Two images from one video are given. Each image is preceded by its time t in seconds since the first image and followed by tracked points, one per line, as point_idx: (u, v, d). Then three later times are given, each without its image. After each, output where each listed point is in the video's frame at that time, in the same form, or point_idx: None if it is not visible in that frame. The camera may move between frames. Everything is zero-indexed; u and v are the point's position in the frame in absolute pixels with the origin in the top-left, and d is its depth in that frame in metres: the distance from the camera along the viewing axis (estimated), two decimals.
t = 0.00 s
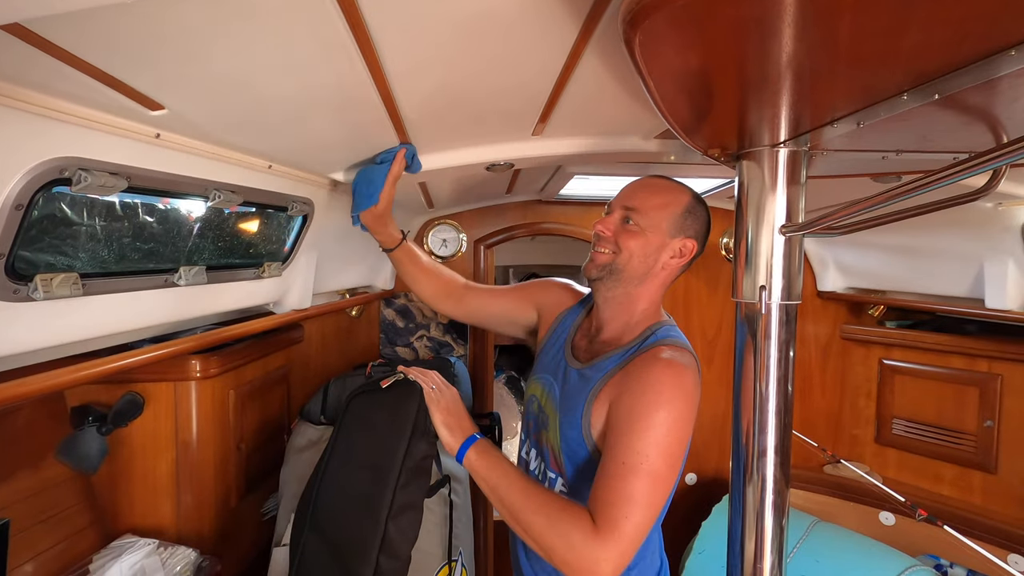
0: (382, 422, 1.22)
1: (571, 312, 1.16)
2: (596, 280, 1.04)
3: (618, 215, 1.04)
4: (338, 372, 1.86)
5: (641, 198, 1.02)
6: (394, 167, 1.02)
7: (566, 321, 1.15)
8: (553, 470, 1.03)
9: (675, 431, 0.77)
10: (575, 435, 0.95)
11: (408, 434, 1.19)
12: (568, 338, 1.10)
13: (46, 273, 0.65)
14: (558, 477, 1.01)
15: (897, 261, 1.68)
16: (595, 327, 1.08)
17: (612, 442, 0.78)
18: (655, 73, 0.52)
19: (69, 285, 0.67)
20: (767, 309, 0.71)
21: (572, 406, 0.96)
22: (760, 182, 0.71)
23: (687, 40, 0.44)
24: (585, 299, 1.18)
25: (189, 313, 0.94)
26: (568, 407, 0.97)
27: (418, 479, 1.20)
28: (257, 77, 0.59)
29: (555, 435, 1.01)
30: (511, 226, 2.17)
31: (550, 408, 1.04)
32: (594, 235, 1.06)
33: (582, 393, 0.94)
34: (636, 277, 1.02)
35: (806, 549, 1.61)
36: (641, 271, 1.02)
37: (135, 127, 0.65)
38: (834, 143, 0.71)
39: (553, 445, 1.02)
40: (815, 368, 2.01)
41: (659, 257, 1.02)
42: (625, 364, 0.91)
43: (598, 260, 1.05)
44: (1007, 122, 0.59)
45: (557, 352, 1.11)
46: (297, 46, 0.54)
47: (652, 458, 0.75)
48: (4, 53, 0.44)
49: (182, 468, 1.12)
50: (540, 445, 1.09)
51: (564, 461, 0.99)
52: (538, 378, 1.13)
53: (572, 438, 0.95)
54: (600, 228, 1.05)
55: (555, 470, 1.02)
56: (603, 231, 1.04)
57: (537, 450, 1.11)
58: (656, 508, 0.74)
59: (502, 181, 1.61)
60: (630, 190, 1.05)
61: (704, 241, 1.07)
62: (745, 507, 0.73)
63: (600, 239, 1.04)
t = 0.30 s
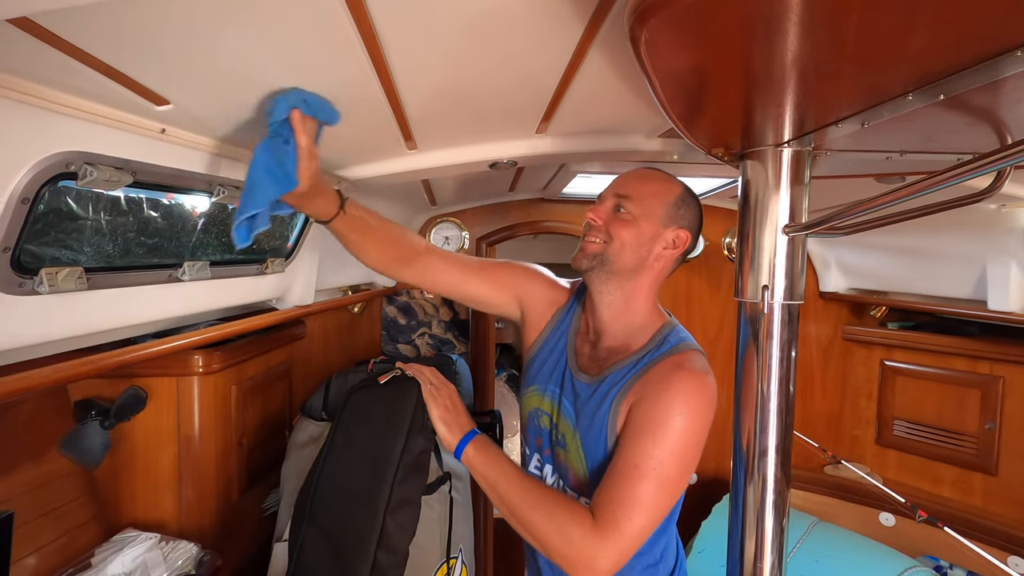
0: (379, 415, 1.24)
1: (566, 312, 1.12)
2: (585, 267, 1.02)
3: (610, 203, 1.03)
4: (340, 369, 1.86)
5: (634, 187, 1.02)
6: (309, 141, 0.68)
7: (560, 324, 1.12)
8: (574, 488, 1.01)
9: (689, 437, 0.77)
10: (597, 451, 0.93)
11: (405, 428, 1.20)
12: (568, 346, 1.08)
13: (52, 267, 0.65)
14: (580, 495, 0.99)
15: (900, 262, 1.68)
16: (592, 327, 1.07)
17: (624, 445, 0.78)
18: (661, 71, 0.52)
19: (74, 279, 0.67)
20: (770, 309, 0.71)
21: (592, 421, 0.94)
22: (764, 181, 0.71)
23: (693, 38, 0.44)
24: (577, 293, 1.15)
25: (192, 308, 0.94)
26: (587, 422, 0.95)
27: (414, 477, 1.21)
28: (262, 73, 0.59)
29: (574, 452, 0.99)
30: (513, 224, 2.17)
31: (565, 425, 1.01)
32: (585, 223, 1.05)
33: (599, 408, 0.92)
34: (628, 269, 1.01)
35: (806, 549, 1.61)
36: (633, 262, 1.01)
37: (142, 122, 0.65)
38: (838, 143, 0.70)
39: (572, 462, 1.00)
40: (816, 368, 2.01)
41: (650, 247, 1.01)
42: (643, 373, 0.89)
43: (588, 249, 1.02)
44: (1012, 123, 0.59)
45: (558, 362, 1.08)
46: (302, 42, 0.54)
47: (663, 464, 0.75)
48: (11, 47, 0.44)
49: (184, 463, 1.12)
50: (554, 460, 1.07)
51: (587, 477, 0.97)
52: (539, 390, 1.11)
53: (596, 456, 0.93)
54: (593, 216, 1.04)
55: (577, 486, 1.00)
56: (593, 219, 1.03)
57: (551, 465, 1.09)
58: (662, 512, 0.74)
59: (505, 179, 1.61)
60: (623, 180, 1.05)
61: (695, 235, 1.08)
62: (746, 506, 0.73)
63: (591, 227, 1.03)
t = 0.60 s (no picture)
0: (379, 418, 1.23)
1: (559, 319, 1.11)
2: (559, 265, 1.04)
3: (582, 202, 1.05)
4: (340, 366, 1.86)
5: (607, 184, 1.04)
6: (163, 156, 0.61)
7: (554, 334, 1.11)
8: (579, 500, 1.00)
9: (693, 445, 0.76)
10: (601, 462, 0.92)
11: (406, 432, 1.20)
12: (564, 355, 1.07)
13: (53, 262, 0.65)
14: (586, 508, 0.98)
15: (901, 263, 1.68)
16: (586, 330, 1.07)
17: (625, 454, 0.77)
18: (663, 69, 0.52)
19: (76, 274, 0.67)
20: (771, 309, 0.71)
21: (593, 433, 0.93)
22: (765, 180, 0.71)
23: (696, 37, 0.44)
24: (568, 298, 1.14)
25: (193, 304, 0.94)
26: (588, 433, 0.94)
27: (415, 480, 1.21)
28: (263, 70, 0.59)
29: (578, 465, 0.99)
30: (514, 223, 2.17)
31: (567, 439, 1.00)
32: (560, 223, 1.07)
33: (599, 417, 0.91)
34: (604, 263, 1.01)
35: (805, 549, 1.61)
36: (608, 258, 1.01)
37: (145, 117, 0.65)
38: (840, 143, 0.70)
39: (576, 474, 1.00)
40: (817, 369, 2.01)
41: (626, 241, 1.01)
42: (640, 379, 0.88)
43: (563, 249, 1.05)
44: (1014, 124, 0.59)
45: (555, 372, 1.08)
46: (303, 38, 0.54)
47: (667, 472, 0.74)
48: (13, 40, 0.44)
49: (184, 459, 1.12)
50: (559, 472, 1.06)
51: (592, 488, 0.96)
52: (537, 401, 1.11)
53: (600, 467, 0.93)
54: (567, 215, 1.06)
55: (583, 498, 1.00)
56: (567, 219, 1.06)
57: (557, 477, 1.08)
58: (667, 520, 0.74)
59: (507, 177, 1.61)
60: (600, 180, 1.07)
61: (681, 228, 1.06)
62: (745, 505, 0.74)
63: (567, 227, 1.06)
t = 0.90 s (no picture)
0: (382, 417, 1.23)
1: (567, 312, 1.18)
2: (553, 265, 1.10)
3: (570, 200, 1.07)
4: (338, 364, 1.86)
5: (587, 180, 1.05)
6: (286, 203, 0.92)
7: (558, 325, 1.17)
8: (555, 477, 1.03)
9: (664, 433, 0.74)
10: (567, 441, 0.96)
11: (410, 431, 1.19)
12: (562, 341, 1.12)
13: (48, 262, 0.65)
14: (560, 484, 1.01)
15: (898, 258, 1.68)
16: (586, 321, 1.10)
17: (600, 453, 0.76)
18: (658, 66, 0.52)
19: (70, 273, 0.67)
20: (768, 305, 0.71)
21: (564, 413, 0.97)
22: (762, 176, 0.71)
23: (692, 33, 0.43)
24: (575, 301, 1.19)
25: (191, 303, 0.94)
26: (561, 413, 0.97)
27: (420, 478, 1.21)
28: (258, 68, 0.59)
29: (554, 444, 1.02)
30: (512, 220, 2.17)
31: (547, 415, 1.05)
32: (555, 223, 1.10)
33: (571, 396, 0.95)
34: (585, 259, 1.03)
35: (803, 544, 1.62)
36: (588, 253, 1.03)
37: (138, 116, 0.65)
38: (837, 139, 0.70)
39: (553, 453, 1.03)
40: (814, 364, 2.02)
41: (602, 234, 1.00)
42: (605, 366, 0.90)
43: (558, 247, 1.10)
44: (1010, 120, 0.59)
45: (552, 356, 1.12)
46: (298, 37, 0.54)
47: (644, 468, 0.72)
48: (5, 40, 0.44)
49: (182, 458, 1.12)
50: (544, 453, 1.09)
51: (563, 469, 0.99)
52: (536, 384, 1.15)
53: (569, 452, 0.95)
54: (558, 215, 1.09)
55: (557, 477, 1.03)
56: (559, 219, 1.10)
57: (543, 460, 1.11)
58: (650, 516, 0.72)
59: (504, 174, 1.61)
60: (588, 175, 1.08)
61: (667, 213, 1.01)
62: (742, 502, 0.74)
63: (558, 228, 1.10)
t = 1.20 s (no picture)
0: (377, 415, 1.23)
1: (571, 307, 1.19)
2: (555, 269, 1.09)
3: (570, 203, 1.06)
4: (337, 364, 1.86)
5: (583, 182, 1.03)
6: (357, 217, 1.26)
7: (560, 322, 1.18)
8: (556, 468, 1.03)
9: (662, 418, 0.75)
10: (565, 431, 0.96)
11: (403, 431, 1.19)
12: (563, 337, 1.13)
13: (45, 261, 0.64)
14: (560, 474, 1.01)
15: (896, 257, 1.68)
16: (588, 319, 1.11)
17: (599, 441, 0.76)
18: (656, 66, 0.52)
19: (68, 273, 0.66)
20: (766, 304, 0.71)
21: (562, 404, 0.97)
22: (760, 176, 0.71)
23: (690, 33, 0.43)
24: (575, 300, 1.21)
25: (189, 302, 0.94)
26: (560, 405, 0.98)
27: (412, 478, 1.20)
28: (256, 67, 0.59)
29: (553, 435, 1.02)
30: (512, 219, 2.17)
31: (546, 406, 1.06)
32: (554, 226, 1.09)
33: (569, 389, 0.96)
34: (591, 264, 1.03)
35: (801, 543, 1.62)
36: (592, 257, 1.03)
37: (135, 116, 0.64)
38: (836, 138, 0.70)
39: (552, 444, 1.03)
40: (813, 363, 2.02)
41: (608, 239, 1.01)
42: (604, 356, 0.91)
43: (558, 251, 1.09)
44: (1008, 118, 0.59)
45: (552, 351, 1.13)
46: (296, 36, 0.54)
47: (641, 455, 0.73)
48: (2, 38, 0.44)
49: (180, 458, 1.12)
50: (544, 446, 1.10)
51: (562, 461, 0.99)
52: (536, 379, 1.15)
53: (569, 443, 0.96)
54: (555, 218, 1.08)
55: (558, 469, 1.03)
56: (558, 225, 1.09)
57: (543, 453, 1.11)
58: (648, 504, 0.73)
59: (503, 174, 1.61)
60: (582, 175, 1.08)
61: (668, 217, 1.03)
62: (741, 501, 0.74)
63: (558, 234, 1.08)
